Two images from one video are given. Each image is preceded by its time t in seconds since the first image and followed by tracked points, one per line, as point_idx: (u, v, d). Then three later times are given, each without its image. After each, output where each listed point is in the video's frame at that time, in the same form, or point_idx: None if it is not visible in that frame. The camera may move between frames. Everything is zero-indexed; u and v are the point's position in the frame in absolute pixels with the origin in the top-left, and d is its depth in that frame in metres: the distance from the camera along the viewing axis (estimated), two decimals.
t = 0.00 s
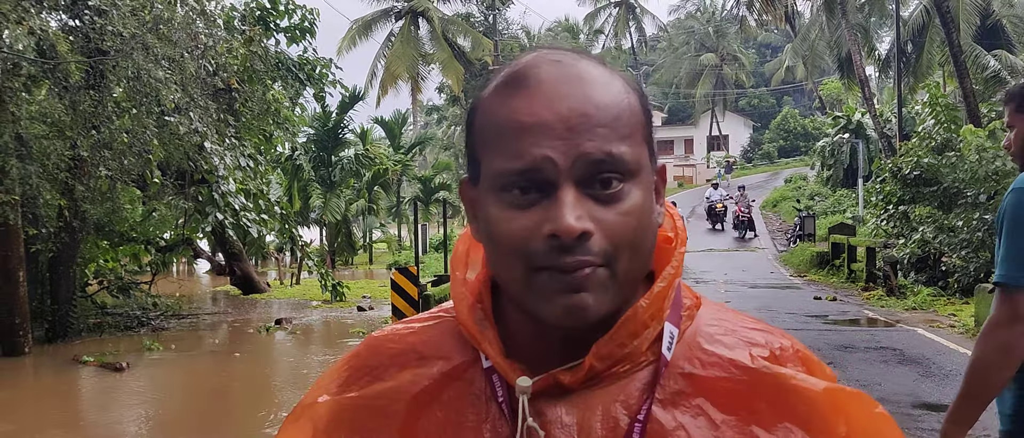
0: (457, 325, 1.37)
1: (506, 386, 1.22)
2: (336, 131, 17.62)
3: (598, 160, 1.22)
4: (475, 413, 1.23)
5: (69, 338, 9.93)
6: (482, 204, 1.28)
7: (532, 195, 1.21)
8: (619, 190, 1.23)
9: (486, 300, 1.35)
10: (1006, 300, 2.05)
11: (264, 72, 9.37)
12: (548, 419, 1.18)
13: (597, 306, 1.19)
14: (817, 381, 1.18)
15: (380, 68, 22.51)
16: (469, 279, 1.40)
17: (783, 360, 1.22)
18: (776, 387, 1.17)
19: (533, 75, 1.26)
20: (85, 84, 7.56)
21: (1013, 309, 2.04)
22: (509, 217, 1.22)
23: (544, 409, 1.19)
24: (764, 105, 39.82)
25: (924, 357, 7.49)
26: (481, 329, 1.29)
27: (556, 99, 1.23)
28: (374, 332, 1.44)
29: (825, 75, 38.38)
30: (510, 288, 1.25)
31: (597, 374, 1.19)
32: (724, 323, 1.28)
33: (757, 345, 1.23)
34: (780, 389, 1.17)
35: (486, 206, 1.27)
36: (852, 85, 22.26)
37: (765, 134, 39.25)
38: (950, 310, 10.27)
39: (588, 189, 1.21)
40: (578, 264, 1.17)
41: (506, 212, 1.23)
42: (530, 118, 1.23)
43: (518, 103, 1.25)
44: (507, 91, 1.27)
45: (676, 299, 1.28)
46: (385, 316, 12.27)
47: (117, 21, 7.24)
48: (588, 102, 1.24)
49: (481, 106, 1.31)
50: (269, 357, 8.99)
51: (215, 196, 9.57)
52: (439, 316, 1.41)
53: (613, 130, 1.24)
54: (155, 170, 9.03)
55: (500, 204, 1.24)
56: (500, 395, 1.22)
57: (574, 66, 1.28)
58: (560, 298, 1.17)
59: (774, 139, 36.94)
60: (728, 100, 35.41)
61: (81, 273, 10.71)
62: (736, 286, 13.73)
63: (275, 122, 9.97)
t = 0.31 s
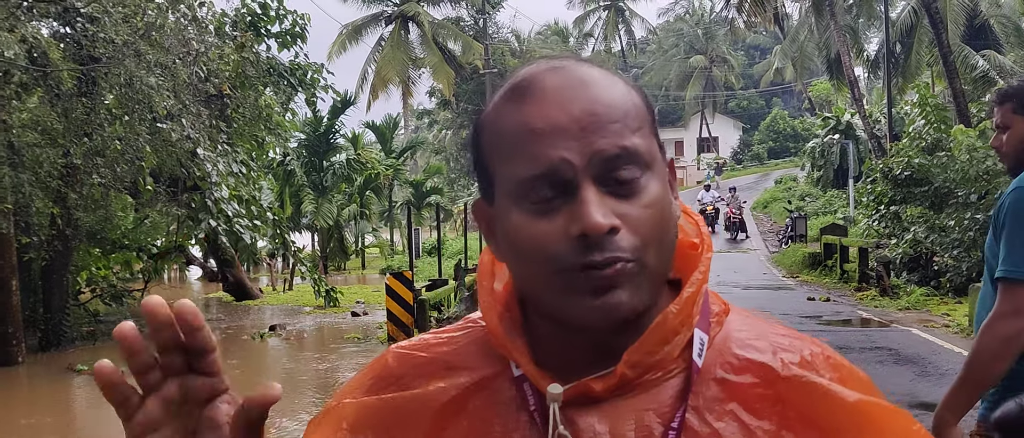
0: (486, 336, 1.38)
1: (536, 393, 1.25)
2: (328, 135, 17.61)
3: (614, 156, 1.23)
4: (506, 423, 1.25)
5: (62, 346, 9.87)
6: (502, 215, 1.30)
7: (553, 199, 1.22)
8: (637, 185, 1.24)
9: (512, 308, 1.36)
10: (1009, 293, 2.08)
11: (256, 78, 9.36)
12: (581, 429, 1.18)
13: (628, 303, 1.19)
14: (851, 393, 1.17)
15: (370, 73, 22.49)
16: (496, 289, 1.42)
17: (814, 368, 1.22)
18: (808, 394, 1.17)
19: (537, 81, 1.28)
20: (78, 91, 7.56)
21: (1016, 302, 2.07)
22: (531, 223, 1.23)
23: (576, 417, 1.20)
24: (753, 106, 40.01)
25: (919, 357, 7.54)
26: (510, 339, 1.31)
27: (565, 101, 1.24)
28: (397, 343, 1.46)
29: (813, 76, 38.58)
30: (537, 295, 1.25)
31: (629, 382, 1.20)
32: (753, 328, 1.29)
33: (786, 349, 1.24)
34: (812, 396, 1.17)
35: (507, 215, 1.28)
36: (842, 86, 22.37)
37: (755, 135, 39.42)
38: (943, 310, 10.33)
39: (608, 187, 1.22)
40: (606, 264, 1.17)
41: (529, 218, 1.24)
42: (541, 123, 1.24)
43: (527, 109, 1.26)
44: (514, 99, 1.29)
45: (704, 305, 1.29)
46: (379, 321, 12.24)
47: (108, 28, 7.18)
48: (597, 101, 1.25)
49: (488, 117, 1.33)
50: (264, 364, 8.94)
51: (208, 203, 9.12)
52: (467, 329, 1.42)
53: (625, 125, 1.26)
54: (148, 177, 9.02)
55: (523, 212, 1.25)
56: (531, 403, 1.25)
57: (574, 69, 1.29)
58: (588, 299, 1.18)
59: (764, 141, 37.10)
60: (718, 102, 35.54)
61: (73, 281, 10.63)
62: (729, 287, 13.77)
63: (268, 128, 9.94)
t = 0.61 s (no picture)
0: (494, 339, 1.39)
1: (546, 389, 1.26)
2: (316, 138, 17.60)
3: (615, 155, 1.23)
4: (517, 419, 1.26)
5: (51, 351, 9.81)
6: (506, 222, 1.30)
7: (554, 204, 1.22)
8: (638, 183, 1.24)
9: (522, 308, 1.37)
10: (981, 295, 2.41)
11: (244, 81, 9.34)
12: (592, 424, 1.19)
13: (635, 303, 1.19)
14: (864, 386, 1.14)
15: (358, 75, 22.44)
16: (504, 288, 1.43)
17: (825, 355, 1.19)
18: (819, 383, 1.16)
19: (533, 85, 1.27)
20: (65, 96, 7.54)
21: (986, 301, 2.40)
22: (537, 230, 1.23)
23: (587, 412, 1.21)
24: (739, 106, 40.22)
25: (909, 353, 7.61)
26: (520, 337, 1.33)
27: (562, 103, 1.24)
28: (406, 347, 1.47)
29: (799, 76, 38.80)
30: (543, 297, 1.25)
31: (639, 376, 1.20)
32: (764, 317, 1.29)
33: (797, 337, 1.22)
34: (822, 385, 1.15)
35: (512, 223, 1.28)
36: (828, 85, 22.53)
37: (741, 135, 39.59)
38: (931, 307, 10.41)
39: (609, 187, 1.22)
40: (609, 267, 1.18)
41: (534, 225, 1.24)
42: (539, 127, 1.24)
43: (525, 114, 1.26)
44: (510, 106, 1.29)
45: (713, 297, 1.29)
46: (370, 323, 12.22)
47: (96, 31, 7.23)
48: (594, 101, 1.25)
49: (485, 123, 1.33)
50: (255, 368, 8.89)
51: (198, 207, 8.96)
52: (478, 332, 1.43)
53: (626, 123, 1.25)
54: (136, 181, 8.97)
55: (527, 220, 1.25)
56: (542, 399, 1.26)
57: (571, 67, 1.29)
58: (594, 302, 1.19)
59: (750, 140, 37.30)
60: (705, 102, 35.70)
61: (61, 286, 10.53)
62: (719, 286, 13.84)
63: (256, 130, 9.91)
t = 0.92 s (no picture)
0: (496, 324, 1.39)
1: (548, 379, 1.26)
2: (309, 138, 17.57)
3: (624, 139, 1.22)
4: (520, 408, 1.26)
5: (45, 353, 9.77)
6: (512, 201, 1.29)
7: (561, 184, 1.22)
8: (647, 168, 1.24)
9: (525, 295, 1.37)
10: (896, 301, 2.55)
11: (238, 80, 9.32)
12: (594, 411, 1.19)
13: (636, 289, 1.20)
14: (870, 374, 1.14)
15: (351, 75, 22.41)
16: (506, 276, 1.43)
17: (831, 343, 1.19)
18: (823, 371, 1.15)
19: (547, 63, 1.27)
20: (58, 96, 7.47)
21: (901, 307, 2.55)
22: (541, 208, 1.23)
23: (589, 400, 1.21)
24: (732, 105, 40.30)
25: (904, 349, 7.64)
26: (522, 324, 1.32)
27: (574, 83, 1.24)
28: (411, 336, 1.47)
29: (792, 74, 38.92)
30: (545, 281, 1.26)
31: (641, 363, 1.20)
32: (766, 304, 1.28)
33: (799, 323, 1.22)
34: (827, 372, 1.15)
35: (517, 203, 1.28)
36: (821, 84, 22.57)
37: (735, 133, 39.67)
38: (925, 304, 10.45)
39: (616, 170, 1.22)
40: (611, 249, 1.18)
41: (538, 204, 1.24)
42: (549, 106, 1.24)
43: (537, 92, 1.26)
44: (522, 83, 1.28)
45: (716, 284, 1.29)
46: (365, 323, 12.19)
47: (89, 30, 7.14)
48: (607, 82, 1.24)
49: (498, 99, 1.33)
50: (249, 368, 8.85)
51: (192, 206, 9.22)
52: (479, 318, 1.43)
53: (636, 108, 1.25)
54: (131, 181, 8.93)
55: (531, 198, 1.25)
56: (544, 388, 1.26)
57: (587, 48, 1.28)
58: (596, 284, 1.19)
59: (744, 139, 37.40)
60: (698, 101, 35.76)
61: (53, 288, 10.46)
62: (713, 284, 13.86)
63: (249, 130, 9.87)
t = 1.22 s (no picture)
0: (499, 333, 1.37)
1: (552, 391, 1.23)
2: (311, 139, 17.61)
3: (632, 150, 1.20)
4: (524, 421, 1.24)
5: (46, 354, 9.76)
6: (517, 209, 1.27)
7: (568, 195, 1.20)
8: (655, 179, 1.22)
9: (528, 303, 1.35)
10: (839, 302, 2.60)
11: (240, 81, 9.33)
12: (599, 424, 1.17)
13: (641, 302, 1.18)
14: (874, 385, 1.13)
15: (353, 75, 22.42)
16: (507, 283, 1.41)
17: (838, 354, 1.17)
18: (830, 384, 1.13)
19: (554, 70, 1.25)
20: (58, 96, 7.44)
21: (845, 308, 2.59)
22: (547, 219, 1.21)
23: (594, 412, 1.19)
24: (735, 106, 40.27)
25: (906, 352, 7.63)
26: (525, 333, 1.30)
27: (582, 90, 1.22)
28: (412, 345, 1.45)
29: (794, 75, 38.88)
30: (548, 292, 1.24)
31: (645, 375, 1.18)
32: (772, 314, 1.26)
33: (805, 334, 1.20)
34: (833, 383, 1.13)
35: (522, 213, 1.26)
36: (823, 84, 22.56)
37: (737, 134, 39.64)
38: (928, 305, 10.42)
39: (625, 181, 1.20)
40: (617, 261, 1.17)
41: (544, 214, 1.22)
42: (557, 115, 1.22)
43: (544, 99, 1.24)
44: (529, 90, 1.26)
45: (721, 294, 1.27)
46: (366, 324, 12.19)
47: (90, 31, 7.02)
48: (615, 91, 1.22)
49: (503, 105, 1.30)
50: (250, 370, 8.82)
51: (193, 207, 9.38)
52: (482, 327, 1.41)
53: (644, 118, 1.23)
54: (132, 182, 8.93)
55: (536, 206, 1.23)
56: (547, 400, 1.23)
57: (593, 54, 1.26)
58: (601, 298, 1.17)
59: (746, 140, 37.36)
60: (700, 101, 35.72)
61: (54, 289, 10.44)
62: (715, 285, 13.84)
63: (251, 131, 9.85)
